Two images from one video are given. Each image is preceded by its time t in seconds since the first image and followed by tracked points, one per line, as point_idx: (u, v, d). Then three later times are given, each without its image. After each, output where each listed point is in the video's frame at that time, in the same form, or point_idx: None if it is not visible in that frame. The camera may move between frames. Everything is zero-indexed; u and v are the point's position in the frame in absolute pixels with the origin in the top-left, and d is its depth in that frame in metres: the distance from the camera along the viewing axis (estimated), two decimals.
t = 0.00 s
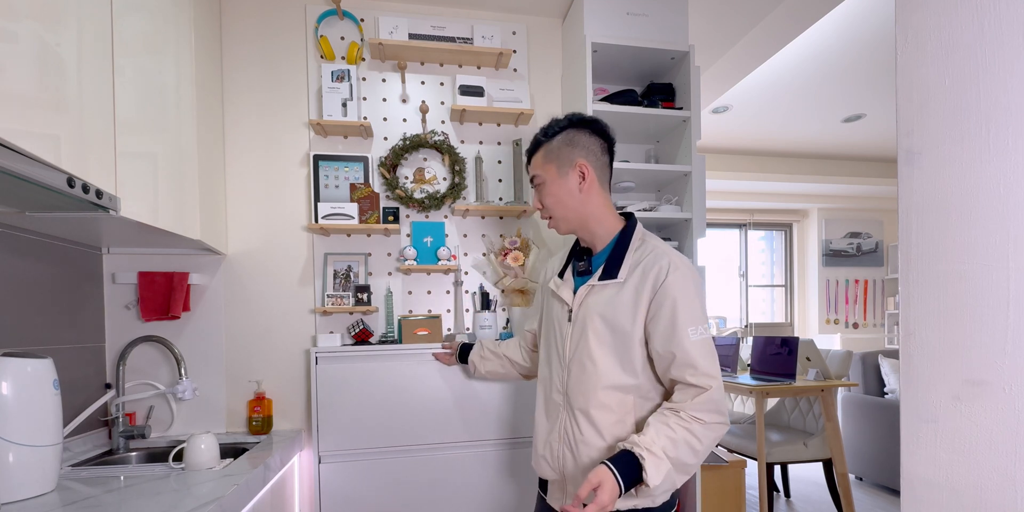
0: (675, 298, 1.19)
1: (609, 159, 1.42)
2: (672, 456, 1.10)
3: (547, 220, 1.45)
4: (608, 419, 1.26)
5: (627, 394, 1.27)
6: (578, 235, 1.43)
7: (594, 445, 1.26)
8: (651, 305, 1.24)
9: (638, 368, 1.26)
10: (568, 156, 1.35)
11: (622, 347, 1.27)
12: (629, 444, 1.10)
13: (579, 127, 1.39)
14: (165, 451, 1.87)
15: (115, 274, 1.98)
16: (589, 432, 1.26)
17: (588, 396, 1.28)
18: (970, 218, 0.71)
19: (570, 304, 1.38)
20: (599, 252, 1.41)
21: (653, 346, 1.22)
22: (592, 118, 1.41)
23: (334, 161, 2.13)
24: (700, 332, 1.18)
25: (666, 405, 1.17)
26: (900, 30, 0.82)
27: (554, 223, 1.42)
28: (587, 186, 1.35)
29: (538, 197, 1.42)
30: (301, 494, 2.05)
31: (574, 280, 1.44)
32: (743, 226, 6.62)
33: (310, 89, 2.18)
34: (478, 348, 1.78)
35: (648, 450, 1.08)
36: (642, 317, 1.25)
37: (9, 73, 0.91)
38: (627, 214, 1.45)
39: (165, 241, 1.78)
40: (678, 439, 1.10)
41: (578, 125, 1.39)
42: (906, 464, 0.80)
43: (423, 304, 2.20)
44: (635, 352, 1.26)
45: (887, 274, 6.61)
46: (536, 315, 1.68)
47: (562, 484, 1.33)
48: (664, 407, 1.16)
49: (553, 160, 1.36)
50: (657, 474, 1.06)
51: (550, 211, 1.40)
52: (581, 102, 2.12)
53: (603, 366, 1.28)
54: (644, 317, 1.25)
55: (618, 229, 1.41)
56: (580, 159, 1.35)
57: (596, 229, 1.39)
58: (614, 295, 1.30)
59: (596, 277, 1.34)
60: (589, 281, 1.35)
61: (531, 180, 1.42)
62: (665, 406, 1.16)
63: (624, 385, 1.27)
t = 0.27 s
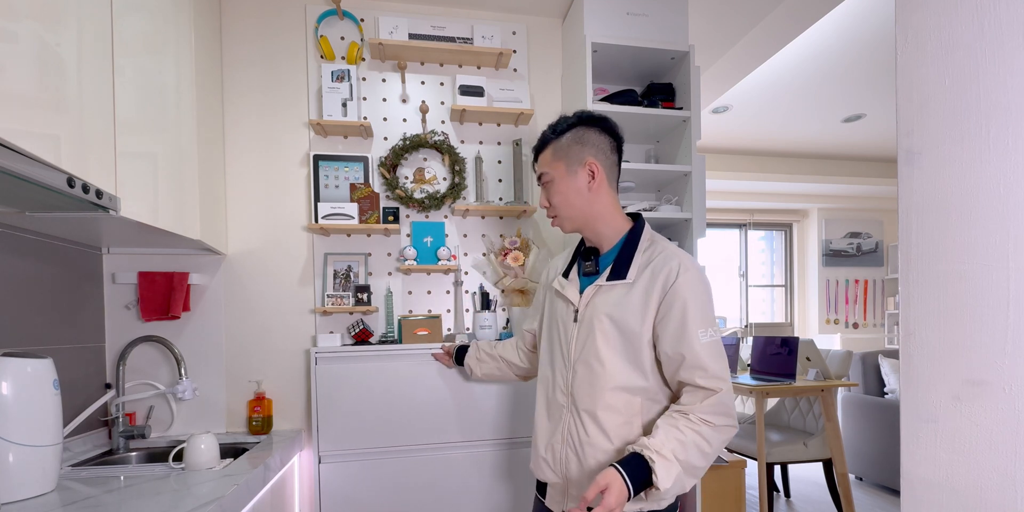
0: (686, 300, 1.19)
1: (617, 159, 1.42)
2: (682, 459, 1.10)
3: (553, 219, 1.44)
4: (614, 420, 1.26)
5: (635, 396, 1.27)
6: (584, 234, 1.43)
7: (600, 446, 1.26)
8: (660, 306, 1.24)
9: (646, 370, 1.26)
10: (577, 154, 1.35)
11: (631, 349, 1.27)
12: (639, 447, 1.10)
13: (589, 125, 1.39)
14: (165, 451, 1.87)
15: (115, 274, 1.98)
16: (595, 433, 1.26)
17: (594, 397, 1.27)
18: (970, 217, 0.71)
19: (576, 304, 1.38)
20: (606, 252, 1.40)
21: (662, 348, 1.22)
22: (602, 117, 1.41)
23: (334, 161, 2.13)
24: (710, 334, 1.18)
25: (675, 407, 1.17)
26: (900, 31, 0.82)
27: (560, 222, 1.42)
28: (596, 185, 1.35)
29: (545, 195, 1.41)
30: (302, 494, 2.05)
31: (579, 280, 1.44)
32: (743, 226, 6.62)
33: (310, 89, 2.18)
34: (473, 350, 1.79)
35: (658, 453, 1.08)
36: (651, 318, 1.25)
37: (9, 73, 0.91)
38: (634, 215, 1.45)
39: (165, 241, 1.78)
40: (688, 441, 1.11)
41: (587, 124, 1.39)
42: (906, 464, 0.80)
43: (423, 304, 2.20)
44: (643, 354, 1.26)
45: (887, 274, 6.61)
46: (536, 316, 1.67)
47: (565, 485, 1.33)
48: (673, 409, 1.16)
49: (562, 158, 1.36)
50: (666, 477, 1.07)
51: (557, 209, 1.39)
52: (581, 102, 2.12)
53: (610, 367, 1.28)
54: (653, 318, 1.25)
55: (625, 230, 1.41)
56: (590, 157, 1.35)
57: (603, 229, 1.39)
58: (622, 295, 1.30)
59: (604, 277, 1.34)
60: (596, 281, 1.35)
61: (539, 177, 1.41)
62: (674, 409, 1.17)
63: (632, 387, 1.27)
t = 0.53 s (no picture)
0: (690, 301, 1.19)
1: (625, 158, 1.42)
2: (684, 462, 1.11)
3: (558, 217, 1.44)
4: (615, 420, 1.25)
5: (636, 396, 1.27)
6: (589, 234, 1.43)
7: (599, 446, 1.25)
8: (664, 307, 1.24)
9: (647, 371, 1.27)
10: (584, 152, 1.35)
11: (633, 348, 1.27)
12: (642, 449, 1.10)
13: (596, 123, 1.39)
14: (165, 451, 1.87)
15: (115, 274, 1.98)
16: (595, 432, 1.26)
17: (595, 397, 1.27)
18: (970, 217, 0.71)
19: (578, 303, 1.38)
20: (610, 251, 1.40)
21: (665, 350, 1.22)
22: (609, 116, 1.41)
23: (334, 161, 2.13)
24: (714, 336, 1.18)
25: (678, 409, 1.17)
26: (900, 31, 0.82)
27: (565, 220, 1.42)
28: (602, 183, 1.35)
29: (551, 192, 1.42)
30: (302, 494, 2.05)
31: (582, 279, 1.44)
32: (743, 226, 6.62)
33: (310, 89, 2.18)
34: (475, 349, 1.78)
35: (661, 455, 1.09)
36: (655, 318, 1.25)
37: (9, 73, 0.91)
38: (639, 215, 1.45)
39: (165, 241, 1.78)
40: (690, 443, 1.11)
41: (595, 122, 1.39)
42: (906, 464, 0.80)
43: (423, 304, 2.20)
44: (645, 355, 1.26)
45: (887, 274, 6.62)
46: (540, 315, 1.67)
47: (562, 484, 1.33)
48: (676, 411, 1.17)
49: (569, 155, 1.36)
50: (668, 480, 1.07)
51: (562, 207, 1.39)
52: (581, 102, 2.12)
53: (612, 367, 1.28)
54: (656, 318, 1.25)
55: (630, 230, 1.41)
56: (596, 155, 1.35)
57: (608, 228, 1.39)
58: (625, 295, 1.30)
59: (608, 276, 1.34)
60: (599, 280, 1.36)
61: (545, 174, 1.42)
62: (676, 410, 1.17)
63: (633, 388, 1.27)
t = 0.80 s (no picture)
0: (690, 301, 1.19)
1: (628, 156, 1.42)
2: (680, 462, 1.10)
3: (559, 215, 1.44)
4: (612, 420, 1.25)
5: (634, 396, 1.27)
6: (590, 232, 1.43)
7: (595, 444, 1.25)
8: (663, 307, 1.24)
9: (645, 371, 1.27)
10: (587, 149, 1.35)
11: (632, 348, 1.27)
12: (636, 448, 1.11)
13: (600, 121, 1.39)
14: (165, 451, 1.87)
15: (115, 274, 1.98)
16: (591, 431, 1.26)
17: (592, 396, 1.28)
18: (969, 217, 0.70)
19: (578, 302, 1.38)
20: (611, 250, 1.41)
21: (664, 350, 1.22)
22: (613, 113, 1.41)
23: (334, 161, 2.13)
24: (713, 337, 1.18)
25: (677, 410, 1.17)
26: (900, 32, 0.82)
27: (566, 218, 1.42)
28: (605, 181, 1.35)
29: (553, 190, 1.41)
30: (302, 494, 2.05)
31: (583, 278, 1.44)
32: (743, 226, 6.62)
33: (310, 89, 2.18)
34: (483, 348, 1.76)
35: (655, 455, 1.09)
36: (655, 318, 1.25)
37: (9, 73, 0.91)
38: (641, 215, 1.45)
39: (165, 241, 1.78)
40: (686, 444, 1.11)
41: (598, 119, 1.39)
42: (906, 464, 0.80)
43: (423, 304, 2.20)
44: (644, 354, 1.26)
45: (887, 274, 6.62)
46: (541, 314, 1.67)
47: (558, 483, 1.33)
48: (674, 412, 1.17)
49: (572, 152, 1.36)
50: (662, 480, 1.07)
51: (564, 205, 1.39)
52: (581, 102, 2.12)
53: (611, 366, 1.28)
54: (656, 318, 1.25)
55: (632, 229, 1.40)
56: (599, 153, 1.35)
57: (610, 226, 1.39)
58: (625, 294, 1.30)
59: (608, 275, 1.34)
60: (600, 279, 1.36)
61: (547, 171, 1.42)
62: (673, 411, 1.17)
63: (631, 388, 1.27)
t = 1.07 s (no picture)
0: (691, 301, 1.19)
1: (630, 155, 1.41)
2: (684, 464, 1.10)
3: (561, 214, 1.44)
4: (610, 420, 1.25)
5: (634, 397, 1.27)
6: (591, 231, 1.43)
7: (593, 444, 1.25)
8: (665, 308, 1.24)
9: (646, 372, 1.27)
10: (589, 148, 1.35)
11: (632, 348, 1.27)
12: (640, 451, 1.11)
13: (602, 119, 1.39)
14: (165, 451, 1.87)
15: (115, 274, 1.98)
16: (589, 431, 1.26)
17: (591, 395, 1.27)
18: (970, 217, 0.70)
19: (578, 301, 1.38)
20: (612, 250, 1.41)
21: (666, 351, 1.22)
22: (615, 111, 1.41)
23: (334, 161, 2.13)
24: (716, 338, 1.18)
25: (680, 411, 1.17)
26: (900, 32, 0.82)
27: (568, 217, 1.42)
28: (607, 180, 1.35)
29: (555, 189, 1.41)
30: (302, 494, 2.05)
31: (583, 277, 1.44)
32: (743, 226, 6.62)
33: (310, 89, 2.18)
34: (489, 352, 1.73)
35: (659, 458, 1.09)
36: (656, 318, 1.25)
37: (9, 73, 0.91)
38: (642, 215, 1.44)
39: (165, 241, 1.78)
40: (689, 446, 1.11)
41: (600, 118, 1.39)
42: (906, 464, 0.80)
43: (423, 304, 2.20)
44: (644, 355, 1.26)
45: (887, 274, 6.62)
46: (542, 314, 1.67)
47: (556, 482, 1.33)
48: (677, 414, 1.17)
49: (574, 151, 1.36)
50: (667, 483, 1.07)
51: (566, 204, 1.39)
52: (581, 102, 2.12)
53: (611, 366, 1.28)
54: (657, 318, 1.25)
55: (633, 229, 1.40)
56: (601, 152, 1.35)
57: (611, 225, 1.39)
58: (625, 294, 1.30)
59: (609, 275, 1.34)
60: (600, 279, 1.36)
61: (549, 170, 1.42)
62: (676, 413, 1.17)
63: (631, 388, 1.27)
